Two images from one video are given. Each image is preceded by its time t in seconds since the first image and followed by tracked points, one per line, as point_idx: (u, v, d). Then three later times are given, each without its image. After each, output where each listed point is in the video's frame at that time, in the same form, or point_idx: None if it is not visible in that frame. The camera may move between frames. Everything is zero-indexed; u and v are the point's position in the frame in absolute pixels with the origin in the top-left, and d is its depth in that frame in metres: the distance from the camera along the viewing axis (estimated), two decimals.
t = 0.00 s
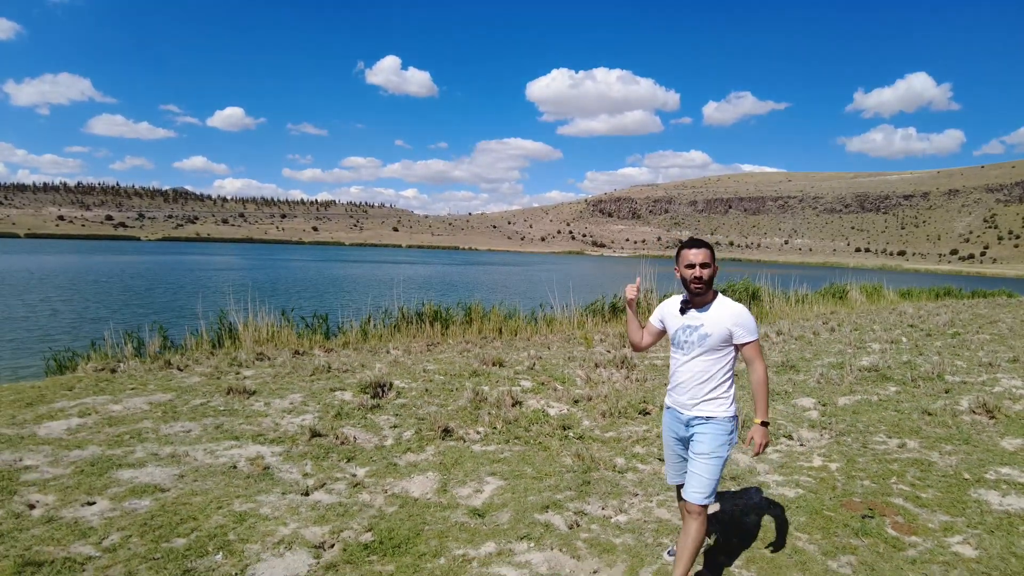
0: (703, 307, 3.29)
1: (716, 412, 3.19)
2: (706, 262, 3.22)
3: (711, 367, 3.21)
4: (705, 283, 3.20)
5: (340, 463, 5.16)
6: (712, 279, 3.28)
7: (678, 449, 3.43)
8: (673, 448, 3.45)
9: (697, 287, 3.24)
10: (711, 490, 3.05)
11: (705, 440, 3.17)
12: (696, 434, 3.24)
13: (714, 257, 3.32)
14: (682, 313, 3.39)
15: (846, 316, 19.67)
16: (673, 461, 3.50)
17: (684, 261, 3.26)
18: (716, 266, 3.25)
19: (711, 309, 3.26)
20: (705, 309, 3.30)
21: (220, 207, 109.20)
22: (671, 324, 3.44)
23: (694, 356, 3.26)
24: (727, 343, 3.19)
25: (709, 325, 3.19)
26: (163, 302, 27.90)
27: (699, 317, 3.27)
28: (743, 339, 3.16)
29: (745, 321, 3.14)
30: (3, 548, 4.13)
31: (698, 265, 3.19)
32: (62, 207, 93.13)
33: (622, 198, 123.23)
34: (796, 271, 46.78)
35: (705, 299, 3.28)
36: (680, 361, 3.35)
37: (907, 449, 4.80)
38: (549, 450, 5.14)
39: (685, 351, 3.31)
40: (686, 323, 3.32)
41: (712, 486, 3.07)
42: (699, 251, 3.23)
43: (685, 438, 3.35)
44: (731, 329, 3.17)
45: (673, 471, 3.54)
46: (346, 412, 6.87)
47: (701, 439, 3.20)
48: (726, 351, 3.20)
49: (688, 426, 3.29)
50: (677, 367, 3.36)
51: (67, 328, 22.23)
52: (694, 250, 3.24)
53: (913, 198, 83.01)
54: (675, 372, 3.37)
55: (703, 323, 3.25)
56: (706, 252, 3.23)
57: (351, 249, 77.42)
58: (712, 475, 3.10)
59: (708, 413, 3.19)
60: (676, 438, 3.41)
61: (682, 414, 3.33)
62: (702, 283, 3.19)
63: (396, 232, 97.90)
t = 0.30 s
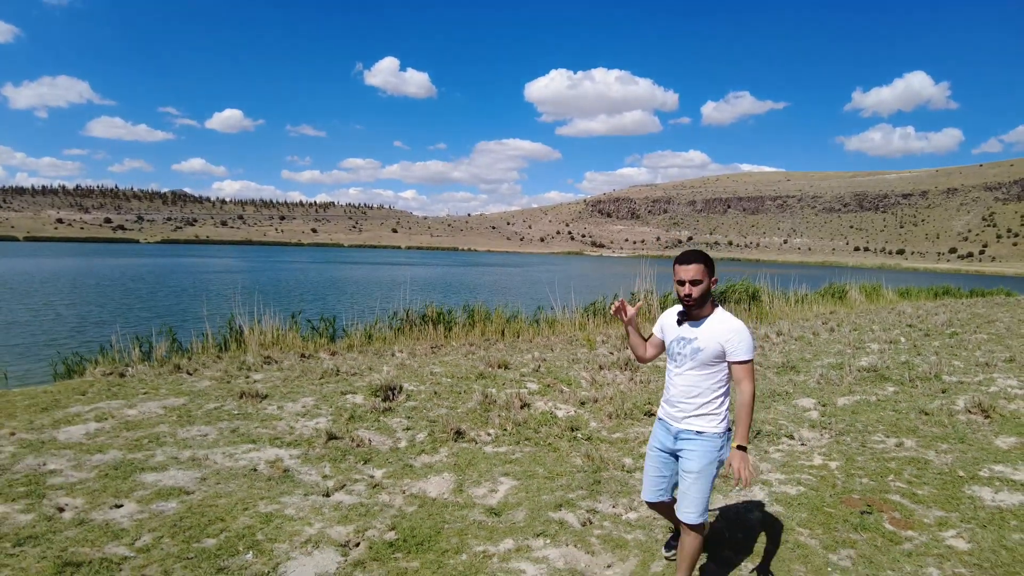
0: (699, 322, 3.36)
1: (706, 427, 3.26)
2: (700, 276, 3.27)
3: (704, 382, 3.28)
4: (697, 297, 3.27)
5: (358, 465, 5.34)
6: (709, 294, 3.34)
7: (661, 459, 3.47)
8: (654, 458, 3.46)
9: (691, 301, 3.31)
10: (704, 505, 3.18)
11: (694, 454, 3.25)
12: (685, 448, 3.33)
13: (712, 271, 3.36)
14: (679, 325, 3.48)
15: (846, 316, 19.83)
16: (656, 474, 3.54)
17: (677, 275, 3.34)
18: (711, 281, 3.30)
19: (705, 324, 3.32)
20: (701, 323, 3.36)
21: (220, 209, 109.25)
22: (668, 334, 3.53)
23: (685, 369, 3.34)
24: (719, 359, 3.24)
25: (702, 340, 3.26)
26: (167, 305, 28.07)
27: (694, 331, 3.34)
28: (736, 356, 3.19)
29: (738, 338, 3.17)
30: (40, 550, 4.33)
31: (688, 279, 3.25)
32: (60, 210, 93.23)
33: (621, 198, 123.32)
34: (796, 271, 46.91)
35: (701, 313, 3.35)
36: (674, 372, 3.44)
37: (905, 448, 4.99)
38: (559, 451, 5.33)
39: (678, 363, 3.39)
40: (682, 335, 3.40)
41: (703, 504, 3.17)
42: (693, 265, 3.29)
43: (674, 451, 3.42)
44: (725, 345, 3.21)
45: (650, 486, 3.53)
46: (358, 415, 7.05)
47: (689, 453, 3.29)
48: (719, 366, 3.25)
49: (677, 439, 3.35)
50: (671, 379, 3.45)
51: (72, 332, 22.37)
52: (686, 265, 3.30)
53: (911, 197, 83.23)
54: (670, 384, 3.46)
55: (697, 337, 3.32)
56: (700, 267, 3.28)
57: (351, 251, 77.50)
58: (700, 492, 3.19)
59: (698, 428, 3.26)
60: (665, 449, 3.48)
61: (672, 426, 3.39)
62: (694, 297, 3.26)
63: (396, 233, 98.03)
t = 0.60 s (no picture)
0: (699, 327, 3.35)
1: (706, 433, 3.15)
2: (697, 281, 3.27)
3: (708, 387, 3.32)
4: (695, 302, 3.29)
5: (375, 463, 5.47)
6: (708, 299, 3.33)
7: (658, 465, 3.28)
8: (646, 461, 3.28)
9: (690, 308, 3.32)
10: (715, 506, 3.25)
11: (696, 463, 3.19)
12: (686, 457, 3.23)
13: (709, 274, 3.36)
14: (679, 331, 3.46)
15: (847, 315, 19.95)
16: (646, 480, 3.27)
17: (675, 281, 3.34)
18: (711, 285, 3.31)
19: (705, 328, 3.32)
20: (701, 328, 3.35)
21: (220, 209, 109.41)
22: (668, 341, 3.51)
23: (689, 375, 3.35)
24: (722, 363, 3.25)
25: (704, 346, 3.26)
26: (171, 306, 28.18)
27: (695, 336, 3.34)
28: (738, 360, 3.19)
29: (739, 342, 3.17)
30: (70, 548, 4.46)
31: (684, 285, 3.27)
32: (61, 210, 93.33)
33: (621, 196, 123.37)
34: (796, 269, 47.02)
35: (701, 318, 3.35)
36: (676, 378, 3.43)
37: (909, 445, 5.12)
38: (571, 449, 5.46)
39: (680, 369, 3.39)
40: (682, 341, 3.40)
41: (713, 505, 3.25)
42: (688, 270, 3.28)
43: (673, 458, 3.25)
44: (727, 350, 3.22)
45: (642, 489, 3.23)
46: (371, 414, 7.17)
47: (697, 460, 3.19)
48: (721, 371, 3.26)
49: (680, 445, 3.19)
50: (673, 384, 3.45)
51: (78, 333, 22.51)
52: (682, 271, 3.29)
53: (911, 195, 83.34)
54: (672, 389, 3.46)
55: (698, 342, 3.32)
56: (696, 272, 3.28)
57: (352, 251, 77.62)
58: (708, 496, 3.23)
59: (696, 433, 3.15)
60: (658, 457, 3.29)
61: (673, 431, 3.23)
62: (692, 304, 3.28)
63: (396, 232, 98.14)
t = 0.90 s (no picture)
0: (680, 330, 3.35)
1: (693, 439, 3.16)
2: (678, 284, 3.28)
3: (691, 391, 3.27)
4: (675, 305, 3.27)
5: (390, 459, 5.55)
6: (688, 302, 3.33)
7: (642, 476, 3.28)
8: (631, 475, 3.27)
9: (670, 309, 3.30)
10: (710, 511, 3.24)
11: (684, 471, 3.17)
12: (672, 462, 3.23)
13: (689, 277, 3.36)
14: (660, 335, 3.45)
15: (851, 313, 19.99)
16: (631, 494, 3.27)
17: (656, 282, 3.32)
18: (692, 288, 3.30)
19: (688, 330, 3.32)
20: (682, 331, 3.35)
21: (221, 208, 109.59)
22: (648, 348, 3.50)
23: (671, 379, 3.31)
24: (704, 366, 3.23)
25: (688, 348, 3.25)
26: (176, 305, 28.21)
27: (677, 338, 3.33)
28: (721, 362, 3.19)
29: (722, 343, 3.17)
30: (94, 544, 4.52)
31: (666, 286, 3.25)
32: (62, 210, 93.49)
33: (623, 195, 123.31)
34: (799, 268, 47.08)
35: (681, 321, 3.36)
36: (656, 384, 3.40)
37: (918, 441, 5.19)
38: (584, 445, 5.54)
39: (660, 374, 3.37)
40: (663, 345, 3.38)
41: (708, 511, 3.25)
42: (669, 272, 3.26)
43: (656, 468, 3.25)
44: (710, 351, 3.21)
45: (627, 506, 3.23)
46: (383, 411, 7.27)
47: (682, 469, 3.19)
48: (703, 373, 3.24)
49: (666, 456, 3.17)
50: (654, 390, 3.42)
51: (85, 332, 22.58)
52: (663, 273, 3.28)
53: (914, 193, 83.37)
54: (652, 396, 3.42)
55: (681, 346, 3.31)
56: (676, 275, 3.27)
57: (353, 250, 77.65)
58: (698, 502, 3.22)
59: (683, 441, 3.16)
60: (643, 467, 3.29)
61: (658, 442, 3.21)
62: (673, 306, 3.26)
63: (397, 231, 98.20)
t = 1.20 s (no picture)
0: (653, 323, 3.37)
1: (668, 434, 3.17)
2: (649, 274, 3.31)
3: (665, 385, 3.28)
4: (647, 296, 3.30)
5: (406, 457, 5.63)
6: (659, 293, 3.35)
7: (626, 472, 3.39)
8: (619, 475, 3.41)
9: (642, 302, 3.32)
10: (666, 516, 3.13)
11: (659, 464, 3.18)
12: (650, 458, 3.25)
13: (661, 269, 3.39)
14: (633, 330, 3.48)
15: (855, 310, 20.00)
16: (622, 491, 3.40)
17: (627, 274, 3.34)
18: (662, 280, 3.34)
19: (660, 323, 3.33)
20: (654, 325, 3.37)
21: (223, 209, 109.72)
22: (623, 342, 3.53)
23: (645, 373, 3.32)
24: (677, 359, 3.23)
25: (660, 341, 3.25)
26: (180, 307, 28.31)
27: (649, 332, 3.35)
28: (694, 354, 3.19)
29: (694, 335, 3.17)
30: (117, 542, 4.57)
31: (637, 277, 3.28)
32: (65, 211, 93.66)
33: (624, 193, 123.31)
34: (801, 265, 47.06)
35: (653, 314, 3.37)
36: (632, 379, 3.41)
37: (928, 435, 5.26)
38: (598, 443, 5.60)
39: (635, 369, 3.38)
40: (637, 339, 3.40)
41: (665, 513, 3.13)
42: (641, 263, 3.30)
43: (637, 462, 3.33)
44: (682, 343, 3.20)
45: (620, 503, 3.41)
46: (396, 410, 7.34)
47: (656, 463, 3.21)
48: (677, 366, 3.24)
49: (641, 448, 3.28)
50: (630, 385, 3.43)
51: (91, 334, 22.66)
52: (635, 264, 3.30)
53: (916, 189, 83.18)
54: (628, 392, 3.44)
55: (653, 339, 3.32)
56: (647, 265, 3.31)
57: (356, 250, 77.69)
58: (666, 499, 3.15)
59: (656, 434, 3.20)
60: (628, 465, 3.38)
61: (634, 436, 3.33)
62: (644, 296, 3.28)
63: (398, 231, 98.24)
